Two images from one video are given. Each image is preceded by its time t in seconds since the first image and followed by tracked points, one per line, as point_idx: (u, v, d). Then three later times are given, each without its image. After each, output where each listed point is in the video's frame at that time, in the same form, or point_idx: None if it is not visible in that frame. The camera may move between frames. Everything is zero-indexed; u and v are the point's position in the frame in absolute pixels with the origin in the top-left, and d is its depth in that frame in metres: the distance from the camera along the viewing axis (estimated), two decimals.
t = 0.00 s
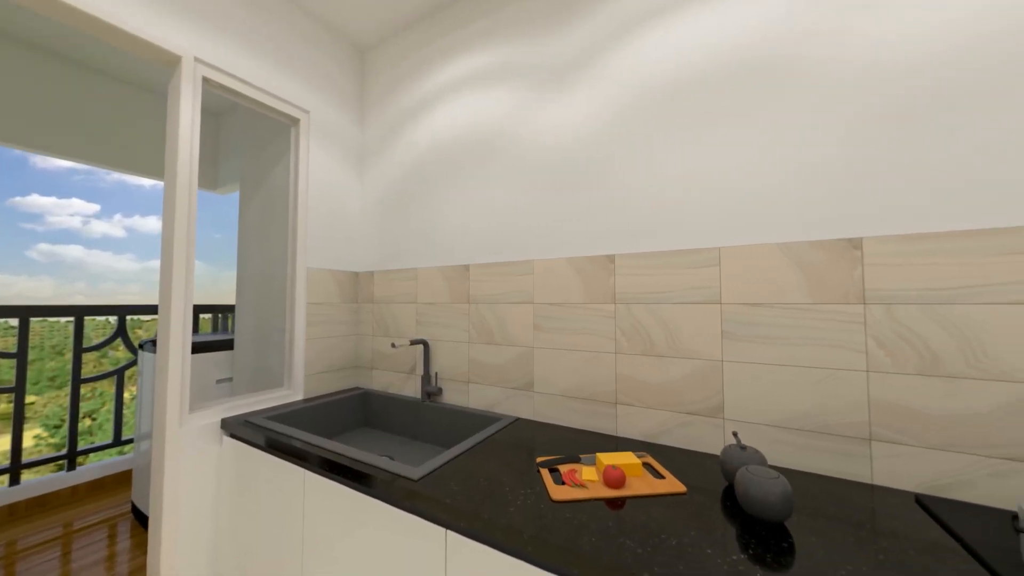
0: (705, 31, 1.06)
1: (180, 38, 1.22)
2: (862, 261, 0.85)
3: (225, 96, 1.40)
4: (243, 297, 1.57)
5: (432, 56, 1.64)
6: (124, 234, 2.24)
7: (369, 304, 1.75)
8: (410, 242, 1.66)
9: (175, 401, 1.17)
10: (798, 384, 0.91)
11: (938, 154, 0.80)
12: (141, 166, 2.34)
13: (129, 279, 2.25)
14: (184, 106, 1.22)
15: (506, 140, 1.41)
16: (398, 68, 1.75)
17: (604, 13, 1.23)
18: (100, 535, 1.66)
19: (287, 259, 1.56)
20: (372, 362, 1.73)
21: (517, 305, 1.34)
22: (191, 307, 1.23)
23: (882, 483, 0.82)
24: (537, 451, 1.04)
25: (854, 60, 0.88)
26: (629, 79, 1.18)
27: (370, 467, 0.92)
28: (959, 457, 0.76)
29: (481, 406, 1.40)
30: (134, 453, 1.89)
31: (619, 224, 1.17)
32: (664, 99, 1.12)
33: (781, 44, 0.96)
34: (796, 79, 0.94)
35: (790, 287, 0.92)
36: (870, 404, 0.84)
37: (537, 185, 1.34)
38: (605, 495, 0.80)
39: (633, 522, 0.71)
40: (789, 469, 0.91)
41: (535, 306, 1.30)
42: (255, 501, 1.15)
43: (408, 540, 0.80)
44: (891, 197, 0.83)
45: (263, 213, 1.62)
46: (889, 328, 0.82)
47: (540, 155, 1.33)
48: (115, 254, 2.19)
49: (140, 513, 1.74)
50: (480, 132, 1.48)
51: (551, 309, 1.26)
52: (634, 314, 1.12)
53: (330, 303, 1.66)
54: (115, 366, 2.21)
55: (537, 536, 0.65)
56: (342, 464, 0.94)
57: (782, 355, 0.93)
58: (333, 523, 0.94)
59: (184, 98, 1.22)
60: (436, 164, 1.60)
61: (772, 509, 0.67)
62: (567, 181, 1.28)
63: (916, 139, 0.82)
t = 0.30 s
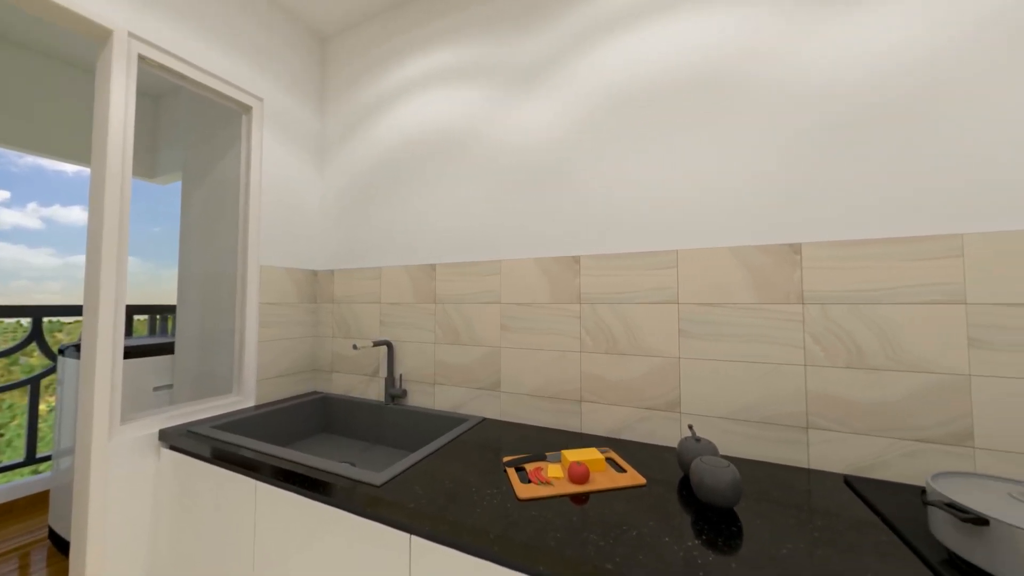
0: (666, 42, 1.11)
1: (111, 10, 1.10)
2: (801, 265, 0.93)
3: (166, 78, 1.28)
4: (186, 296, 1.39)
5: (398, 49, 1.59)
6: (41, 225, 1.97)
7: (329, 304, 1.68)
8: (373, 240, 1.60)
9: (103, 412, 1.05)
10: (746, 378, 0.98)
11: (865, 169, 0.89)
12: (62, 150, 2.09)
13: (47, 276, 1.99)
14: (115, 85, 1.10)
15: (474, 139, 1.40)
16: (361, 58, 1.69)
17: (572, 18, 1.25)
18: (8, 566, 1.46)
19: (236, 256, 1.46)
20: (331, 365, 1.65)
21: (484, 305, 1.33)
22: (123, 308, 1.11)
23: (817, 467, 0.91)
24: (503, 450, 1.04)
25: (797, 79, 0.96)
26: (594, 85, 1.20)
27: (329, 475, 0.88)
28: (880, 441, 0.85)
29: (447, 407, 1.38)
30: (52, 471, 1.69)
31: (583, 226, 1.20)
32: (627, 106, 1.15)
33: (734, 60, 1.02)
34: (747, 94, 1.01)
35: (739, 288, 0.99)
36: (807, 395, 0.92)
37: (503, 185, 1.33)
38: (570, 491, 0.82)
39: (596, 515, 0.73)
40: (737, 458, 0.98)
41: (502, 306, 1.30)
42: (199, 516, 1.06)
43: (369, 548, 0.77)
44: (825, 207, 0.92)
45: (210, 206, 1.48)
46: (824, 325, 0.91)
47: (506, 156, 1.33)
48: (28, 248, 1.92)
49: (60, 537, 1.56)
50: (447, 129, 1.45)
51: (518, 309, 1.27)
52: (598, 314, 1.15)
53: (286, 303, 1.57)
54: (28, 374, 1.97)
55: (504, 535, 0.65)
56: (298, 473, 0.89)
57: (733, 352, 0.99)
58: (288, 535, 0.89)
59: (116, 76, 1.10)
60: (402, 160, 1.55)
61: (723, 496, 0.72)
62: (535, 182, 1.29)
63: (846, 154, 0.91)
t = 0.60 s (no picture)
0: (631, 51, 1.14)
1: None
2: (750, 268, 1.00)
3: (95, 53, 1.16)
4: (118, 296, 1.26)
5: (362, 40, 1.53)
6: None
7: (285, 304, 1.58)
8: (335, 237, 1.53)
9: (14, 426, 0.93)
10: (701, 374, 1.04)
11: (805, 181, 0.97)
12: None
13: None
14: (32, 58, 0.98)
15: (441, 137, 1.38)
16: (322, 47, 1.61)
17: (541, 21, 1.26)
18: None
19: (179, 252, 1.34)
20: (287, 368, 1.56)
21: (451, 305, 1.32)
22: (40, 308, 0.99)
23: (763, 455, 0.98)
24: (470, 451, 1.04)
25: (748, 94, 1.02)
26: (562, 88, 1.22)
27: (283, 485, 0.83)
28: (817, 428, 0.94)
29: (412, 409, 1.35)
30: None
31: (551, 227, 1.22)
32: (594, 111, 1.18)
33: (693, 72, 1.08)
34: (704, 105, 1.06)
35: (695, 289, 1.05)
36: (755, 389, 0.99)
37: (471, 185, 1.32)
38: (536, 489, 0.83)
39: (562, 511, 0.75)
40: (693, 450, 1.03)
41: (469, 306, 1.29)
42: (133, 537, 0.97)
43: (328, 559, 0.74)
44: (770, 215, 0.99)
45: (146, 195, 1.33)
46: (770, 324, 0.98)
47: (474, 156, 1.32)
48: None
49: None
50: (414, 126, 1.42)
51: (485, 309, 1.27)
52: (564, 314, 1.18)
53: (236, 303, 1.46)
54: None
55: (470, 537, 0.65)
56: (249, 484, 0.84)
57: (689, 349, 1.05)
58: (237, 552, 0.83)
59: (32, 48, 0.98)
60: (366, 155, 1.50)
61: (680, 486, 0.76)
62: (503, 182, 1.28)
63: (790, 166, 0.99)
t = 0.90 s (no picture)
0: (597, 58, 1.17)
1: None
2: (707, 269, 1.06)
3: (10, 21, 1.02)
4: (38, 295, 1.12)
5: (324, 27, 1.46)
6: None
7: (237, 304, 1.48)
8: (293, 233, 1.45)
9: None
10: (663, 371, 1.08)
11: (755, 189, 1.04)
12: None
13: None
14: None
15: (408, 133, 1.34)
16: (280, 32, 1.52)
17: (511, 22, 1.26)
18: None
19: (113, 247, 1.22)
20: (239, 372, 1.46)
21: (418, 305, 1.29)
22: None
23: (718, 446, 1.04)
24: (438, 454, 1.02)
25: (706, 106, 1.08)
26: (532, 90, 1.23)
27: (236, 497, 0.78)
28: (765, 420, 1.01)
29: (377, 412, 1.31)
30: None
31: (520, 228, 1.22)
32: (562, 114, 1.20)
33: (656, 83, 1.12)
34: (666, 113, 1.11)
35: (658, 289, 1.09)
36: (711, 384, 1.05)
37: (439, 183, 1.30)
38: (505, 488, 0.83)
39: (530, 509, 0.75)
40: (655, 443, 1.08)
41: (437, 306, 1.27)
42: (57, 564, 0.87)
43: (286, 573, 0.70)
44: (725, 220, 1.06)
45: (75, 184, 1.19)
46: (724, 322, 1.04)
47: (442, 154, 1.30)
48: None
49: None
50: (379, 121, 1.38)
51: (454, 309, 1.26)
52: (533, 313, 1.19)
53: (181, 303, 1.35)
54: None
55: (438, 540, 0.64)
56: (196, 498, 0.77)
57: (652, 347, 1.09)
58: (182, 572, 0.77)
59: None
60: (327, 148, 1.43)
61: (643, 479, 0.79)
62: (472, 181, 1.27)
63: (742, 175, 1.05)
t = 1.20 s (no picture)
0: (564, 62, 1.20)
1: None
2: (665, 271, 1.11)
3: None
4: None
5: (278, 10, 1.38)
6: None
7: (176, 304, 1.36)
8: (242, 228, 1.35)
9: None
10: (623, 368, 1.12)
11: (707, 196, 1.11)
12: None
13: None
14: None
15: (369, 127, 1.30)
16: (227, 11, 1.41)
17: (478, 20, 1.25)
18: None
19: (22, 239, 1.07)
20: (178, 379, 1.34)
21: (380, 305, 1.25)
22: None
23: (673, 439, 1.09)
24: (400, 458, 0.99)
25: (664, 115, 1.14)
26: (498, 90, 1.23)
27: (173, 516, 0.71)
28: (715, 412, 1.08)
29: (336, 417, 1.25)
30: None
31: (486, 227, 1.22)
32: (529, 116, 1.21)
33: (618, 91, 1.16)
34: (628, 120, 1.16)
35: (619, 290, 1.14)
36: (668, 380, 1.10)
37: (403, 180, 1.27)
38: (470, 490, 0.82)
39: (495, 509, 0.75)
40: (616, 438, 1.12)
41: (401, 306, 1.24)
42: None
43: None
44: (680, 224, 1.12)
45: None
46: (680, 321, 1.10)
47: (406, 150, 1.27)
48: None
49: None
50: (338, 112, 1.32)
51: (418, 309, 1.23)
52: (499, 313, 1.19)
53: (108, 303, 1.22)
54: None
55: (399, 546, 0.62)
56: (126, 519, 0.70)
57: (613, 346, 1.13)
58: None
59: None
60: (281, 139, 1.35)
61: (605, 474, 0.81)
62: (437, 179, 1.25)
63: (697, 182, 1.12)
